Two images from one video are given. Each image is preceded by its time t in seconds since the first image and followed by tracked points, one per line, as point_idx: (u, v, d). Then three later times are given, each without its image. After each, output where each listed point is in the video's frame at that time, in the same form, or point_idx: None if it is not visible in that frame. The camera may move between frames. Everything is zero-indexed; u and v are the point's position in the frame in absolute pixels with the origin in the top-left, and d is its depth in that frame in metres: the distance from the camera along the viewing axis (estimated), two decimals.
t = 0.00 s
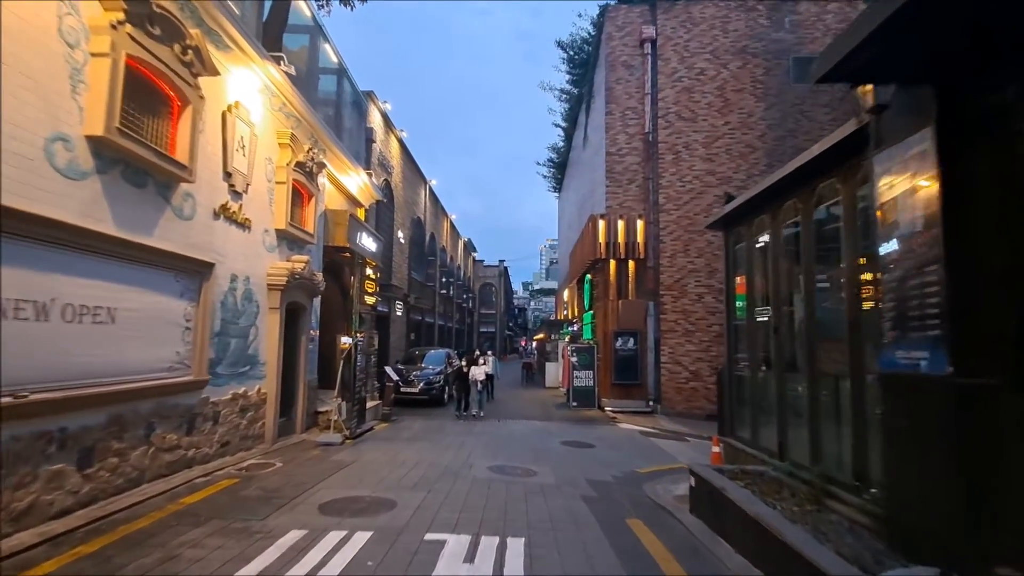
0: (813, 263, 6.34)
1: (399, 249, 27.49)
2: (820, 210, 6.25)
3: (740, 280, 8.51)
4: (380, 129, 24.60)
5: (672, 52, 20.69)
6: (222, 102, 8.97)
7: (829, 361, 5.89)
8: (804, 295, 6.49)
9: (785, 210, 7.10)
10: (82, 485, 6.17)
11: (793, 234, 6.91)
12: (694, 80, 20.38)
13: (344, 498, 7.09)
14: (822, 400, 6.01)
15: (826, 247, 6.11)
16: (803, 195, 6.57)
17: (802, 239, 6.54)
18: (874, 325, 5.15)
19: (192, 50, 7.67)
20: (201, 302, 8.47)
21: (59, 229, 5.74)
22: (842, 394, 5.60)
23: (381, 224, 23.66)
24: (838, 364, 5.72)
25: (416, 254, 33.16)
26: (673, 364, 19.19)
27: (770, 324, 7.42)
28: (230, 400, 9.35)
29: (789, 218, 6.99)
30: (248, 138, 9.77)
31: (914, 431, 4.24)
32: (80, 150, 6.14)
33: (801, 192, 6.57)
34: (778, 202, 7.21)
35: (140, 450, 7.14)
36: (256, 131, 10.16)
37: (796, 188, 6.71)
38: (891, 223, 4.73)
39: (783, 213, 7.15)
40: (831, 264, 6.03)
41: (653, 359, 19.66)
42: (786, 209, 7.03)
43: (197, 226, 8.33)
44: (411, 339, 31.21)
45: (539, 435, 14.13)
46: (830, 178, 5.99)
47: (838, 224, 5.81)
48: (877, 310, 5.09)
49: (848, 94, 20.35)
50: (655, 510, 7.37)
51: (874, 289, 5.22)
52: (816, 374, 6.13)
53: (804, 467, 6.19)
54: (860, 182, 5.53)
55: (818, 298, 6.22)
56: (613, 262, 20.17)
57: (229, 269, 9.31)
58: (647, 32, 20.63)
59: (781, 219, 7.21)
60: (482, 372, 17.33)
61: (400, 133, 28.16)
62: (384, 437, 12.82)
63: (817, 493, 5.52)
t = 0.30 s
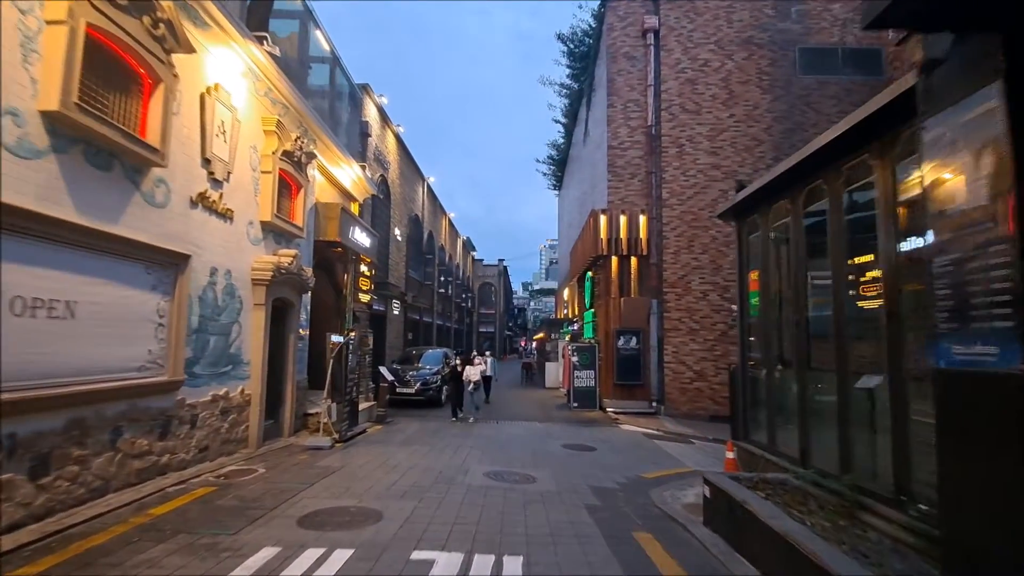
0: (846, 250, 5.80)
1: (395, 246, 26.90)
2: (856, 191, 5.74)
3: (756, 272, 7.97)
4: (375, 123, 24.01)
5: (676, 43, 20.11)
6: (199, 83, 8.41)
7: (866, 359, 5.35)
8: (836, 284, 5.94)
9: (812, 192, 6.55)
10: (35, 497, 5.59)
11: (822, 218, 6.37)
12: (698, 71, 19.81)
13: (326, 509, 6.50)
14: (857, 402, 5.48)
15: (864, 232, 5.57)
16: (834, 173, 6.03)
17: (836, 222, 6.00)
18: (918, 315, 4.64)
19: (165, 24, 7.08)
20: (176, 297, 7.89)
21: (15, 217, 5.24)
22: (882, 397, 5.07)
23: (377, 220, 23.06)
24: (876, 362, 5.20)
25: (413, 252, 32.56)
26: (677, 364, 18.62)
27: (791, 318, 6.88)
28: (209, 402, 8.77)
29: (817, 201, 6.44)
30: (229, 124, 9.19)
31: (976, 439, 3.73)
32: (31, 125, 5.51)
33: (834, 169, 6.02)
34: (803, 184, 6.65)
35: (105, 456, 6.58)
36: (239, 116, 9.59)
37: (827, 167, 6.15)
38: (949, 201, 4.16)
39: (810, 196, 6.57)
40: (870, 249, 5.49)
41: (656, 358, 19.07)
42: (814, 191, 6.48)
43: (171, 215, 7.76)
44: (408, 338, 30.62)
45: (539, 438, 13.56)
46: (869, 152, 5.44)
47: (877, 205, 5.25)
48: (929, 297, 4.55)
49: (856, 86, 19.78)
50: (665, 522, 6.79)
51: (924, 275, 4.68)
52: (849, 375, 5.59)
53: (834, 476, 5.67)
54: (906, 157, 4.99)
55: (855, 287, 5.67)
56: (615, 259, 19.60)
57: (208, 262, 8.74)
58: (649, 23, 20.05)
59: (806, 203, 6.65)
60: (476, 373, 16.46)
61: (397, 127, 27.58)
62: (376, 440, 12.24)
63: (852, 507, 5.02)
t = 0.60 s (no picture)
0: (881, 242, 5.33)
1: (393, 244, 26.36)
2: (894, 173, 5.26)
3: (773, 266, 7.52)
4: (372, 119, 23.47)
5: (680, 35, 19.60)
6: (181, 67, 7.95)
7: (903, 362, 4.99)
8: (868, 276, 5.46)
9: (840, 177, 6.07)
10: None
11: (851, 204, 5.92)
12: (702, 64, 19.30)
13: (310, 522, 6.00)
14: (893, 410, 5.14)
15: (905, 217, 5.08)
16: (869, 154, 5.55)
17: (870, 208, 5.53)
18: (977, 318, 4.25)
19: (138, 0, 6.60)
20: (154, 292, 7.39)
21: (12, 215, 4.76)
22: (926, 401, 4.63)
23: (373, 217, 22.54)
24: (914, 366, 4.84)
25: (411, 250, 32.05)
26: (681, 363, 18.14)
27: (815, 314, 6.40)
28: (191, 404, 8.28)
29: (848, 185, 5.95)
30: (213, 110, 8.69)
31: None
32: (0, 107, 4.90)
33: (869, 149, 5.54)
34: (832, 167, 6.16)
35: (71, 464, 6.07)
36: (224, 103, 9.09)
37: (861, 148, 5.66)
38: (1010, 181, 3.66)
39: (839, 181, 6.10)
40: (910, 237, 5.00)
41: (659, 358, 18.58)
42: (844, 175, 5.99)
43: (147, 205, 7.28)
44: (406, 337, 30.09)
45: (539, 440, 13.08)
46: (911, 126, 4.95)
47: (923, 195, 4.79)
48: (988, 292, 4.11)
49: (864, 79, 19.27)
50: (677, 534, 6.31)
51: (985, 265, 4.19)
52: (887, 378, 5.16)
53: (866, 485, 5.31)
54: (960, 132, 4.50)
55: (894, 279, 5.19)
56: (617, 256, 19.11)
57: (189, 255, 8.24)
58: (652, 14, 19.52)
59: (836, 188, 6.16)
60: (472, 376, 15.27)
61: (394, 123, 27.07)
62: (370, 443, 11.72)
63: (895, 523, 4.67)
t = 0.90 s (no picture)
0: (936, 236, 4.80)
1: (390, 241, 25.76)
2: (958, 142, 4.68)
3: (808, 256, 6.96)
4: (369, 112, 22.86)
5: (685, 25, 19.00)
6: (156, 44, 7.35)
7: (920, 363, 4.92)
8: (922, 262, 4.90)
9: (894, 146, 5.42)
10: None
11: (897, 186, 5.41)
12: (709, 54, 18.72)
13: (288, 541, 5.39)
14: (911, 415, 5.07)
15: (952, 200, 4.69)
16: (928, 120, 4.96)
17: (932, 185, 4.93)
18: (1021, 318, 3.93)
19: None
20: (122, 288, 6.68)
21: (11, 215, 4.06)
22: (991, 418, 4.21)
23: (369, 213, 21.93)
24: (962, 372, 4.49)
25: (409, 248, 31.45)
26: (687, 364, 17.57)
27: (855, 306, 5.87)
28: (167, 409, 7.70)
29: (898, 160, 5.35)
30: (192, 92, 8.09)
31: None
32: None
33: (932, 112, 4.90)
34: (882, 136, 5.52)
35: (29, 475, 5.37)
36: (204, 85, 8.50)
37: (922, 110, 5.01)
38: None
39: (890, 153, 5.47)
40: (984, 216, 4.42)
41: (665, 358, 17.96)
42: (896, 145, 5.36)
43: (116, 191, 6.67)
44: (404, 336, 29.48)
45: (541, 444, 12.49)
46: (984, 84, 4.34)
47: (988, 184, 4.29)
48: None
49: (876, 70, 18.66)
50: (695, 555, 5.70)
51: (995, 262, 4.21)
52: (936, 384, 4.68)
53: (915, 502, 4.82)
54: None
55: (956, 262, 4.68)
56: (621, 253, 18.53)
57: (163, 247, 7.65)
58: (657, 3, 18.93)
59: (886, 162, 5.53)
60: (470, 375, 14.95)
61: (392, 117, 26.47)
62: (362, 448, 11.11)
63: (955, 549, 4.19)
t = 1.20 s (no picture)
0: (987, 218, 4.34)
1: (387, 238, 25.24)
2: (1017, 105, 4.18)
3: (834, 244, 6.47)
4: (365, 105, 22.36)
5: (689, 14, 18.47)
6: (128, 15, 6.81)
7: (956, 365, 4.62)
8: (974, 247, 4.42)
9: (938, 116, 4.93)
10: None
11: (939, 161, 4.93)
12: (713, 45, 18.20)
13: (261, 557, 4.87)
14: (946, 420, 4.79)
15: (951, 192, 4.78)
16: (984, 79, 4.45)
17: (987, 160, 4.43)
18: None
19: None
20: (90, 280, 6.11)
21: None
22: None
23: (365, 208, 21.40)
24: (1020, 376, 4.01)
25: (407, 246, 30.91)
26: (691, 363, 17.06)
27: (893, 297, 5.38)
28: (140, 410, 7.20)
29: (945, 130, 4.85)
30: (167, 71, 7.58)
31: None
32: None
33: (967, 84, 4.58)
34: (883, 130, 5.60)
35: None
36: (182, 65, 7.99)
37: (977, 69, 4.50)
38: None
39: (937, 121, 4.95)
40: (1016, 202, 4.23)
41: (668, 357, 17.42)
42: (945, 112, 4.84)
43: (80, 173, 6.14)
44: (401, 335, 28.93)
45: (541, 446, 11.96)
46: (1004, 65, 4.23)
47: None
48: None
49: (885, 61, 18.13)
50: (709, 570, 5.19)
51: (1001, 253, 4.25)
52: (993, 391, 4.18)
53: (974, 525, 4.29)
54: None
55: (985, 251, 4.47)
56: (623, 249, 18.04)
57: (136, 237, 7.15)
58: None
59: (927, 135, 5.06)
60: (463, 380, 13.77)
61: (389, 112, 25.96)
62: (353, 451, 10.59)
63: None
